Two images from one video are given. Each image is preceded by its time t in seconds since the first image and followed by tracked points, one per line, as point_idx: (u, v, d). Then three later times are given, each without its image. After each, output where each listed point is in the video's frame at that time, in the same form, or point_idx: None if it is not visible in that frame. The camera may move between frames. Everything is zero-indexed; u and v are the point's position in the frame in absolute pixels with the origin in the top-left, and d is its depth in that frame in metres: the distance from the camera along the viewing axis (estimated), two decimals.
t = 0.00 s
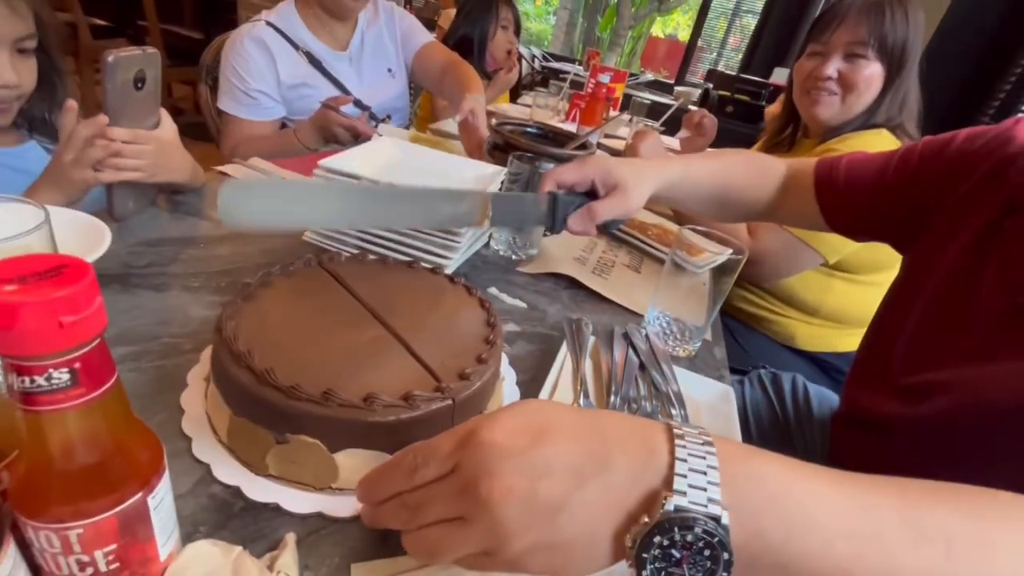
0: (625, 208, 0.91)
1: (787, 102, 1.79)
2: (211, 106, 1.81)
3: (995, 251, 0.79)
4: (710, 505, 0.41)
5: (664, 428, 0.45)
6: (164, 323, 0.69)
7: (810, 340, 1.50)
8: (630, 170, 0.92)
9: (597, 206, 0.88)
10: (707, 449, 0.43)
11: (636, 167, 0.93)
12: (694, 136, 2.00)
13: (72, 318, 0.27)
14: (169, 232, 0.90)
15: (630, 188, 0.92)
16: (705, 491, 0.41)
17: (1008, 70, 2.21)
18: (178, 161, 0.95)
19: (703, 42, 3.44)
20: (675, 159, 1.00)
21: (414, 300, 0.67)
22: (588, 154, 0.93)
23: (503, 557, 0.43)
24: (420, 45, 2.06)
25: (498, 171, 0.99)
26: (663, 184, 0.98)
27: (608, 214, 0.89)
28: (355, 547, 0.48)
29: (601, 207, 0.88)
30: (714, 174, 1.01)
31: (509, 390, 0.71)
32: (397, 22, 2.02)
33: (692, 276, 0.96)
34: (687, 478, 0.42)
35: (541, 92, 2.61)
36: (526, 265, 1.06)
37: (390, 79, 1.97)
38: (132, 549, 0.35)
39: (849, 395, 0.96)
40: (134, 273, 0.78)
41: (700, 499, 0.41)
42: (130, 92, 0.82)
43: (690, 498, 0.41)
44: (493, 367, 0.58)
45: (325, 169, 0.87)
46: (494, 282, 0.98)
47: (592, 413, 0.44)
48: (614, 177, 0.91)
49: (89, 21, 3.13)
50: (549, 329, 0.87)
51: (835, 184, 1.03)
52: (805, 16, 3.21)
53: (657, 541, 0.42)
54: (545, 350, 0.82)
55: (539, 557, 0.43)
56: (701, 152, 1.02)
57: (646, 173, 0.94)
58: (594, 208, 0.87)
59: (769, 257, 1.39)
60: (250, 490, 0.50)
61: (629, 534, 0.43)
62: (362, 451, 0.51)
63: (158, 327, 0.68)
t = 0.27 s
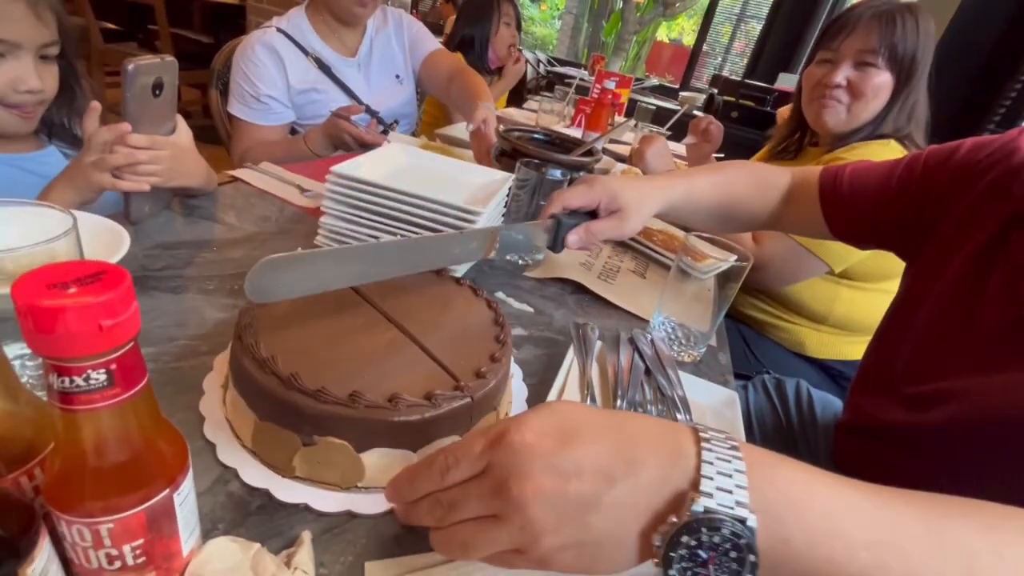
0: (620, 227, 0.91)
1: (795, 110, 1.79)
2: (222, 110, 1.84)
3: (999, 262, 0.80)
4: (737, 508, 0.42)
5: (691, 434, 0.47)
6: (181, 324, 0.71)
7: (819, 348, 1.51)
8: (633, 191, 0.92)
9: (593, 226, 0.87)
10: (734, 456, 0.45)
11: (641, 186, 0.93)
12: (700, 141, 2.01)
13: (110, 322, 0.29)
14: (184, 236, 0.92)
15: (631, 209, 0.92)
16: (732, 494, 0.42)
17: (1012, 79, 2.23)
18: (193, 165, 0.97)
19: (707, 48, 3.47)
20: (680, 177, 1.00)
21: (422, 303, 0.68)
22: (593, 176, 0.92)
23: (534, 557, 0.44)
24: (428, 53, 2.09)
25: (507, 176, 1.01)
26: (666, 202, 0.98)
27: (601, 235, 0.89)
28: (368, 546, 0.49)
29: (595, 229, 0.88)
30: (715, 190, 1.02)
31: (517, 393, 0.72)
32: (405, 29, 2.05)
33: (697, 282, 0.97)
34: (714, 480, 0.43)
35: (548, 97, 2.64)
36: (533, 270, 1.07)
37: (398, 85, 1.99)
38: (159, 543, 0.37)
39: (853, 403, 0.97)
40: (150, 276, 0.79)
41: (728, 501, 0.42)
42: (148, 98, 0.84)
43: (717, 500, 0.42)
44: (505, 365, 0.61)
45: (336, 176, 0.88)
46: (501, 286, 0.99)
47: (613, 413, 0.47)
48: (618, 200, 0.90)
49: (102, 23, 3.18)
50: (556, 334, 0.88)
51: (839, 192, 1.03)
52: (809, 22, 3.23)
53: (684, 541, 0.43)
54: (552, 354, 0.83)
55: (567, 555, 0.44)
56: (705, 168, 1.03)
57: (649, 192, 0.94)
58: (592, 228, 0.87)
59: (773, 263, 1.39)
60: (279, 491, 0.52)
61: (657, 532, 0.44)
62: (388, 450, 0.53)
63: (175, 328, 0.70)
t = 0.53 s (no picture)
0: (638, 235, 0.92)
1: (804, 116, 1.79)
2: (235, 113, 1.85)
3: None
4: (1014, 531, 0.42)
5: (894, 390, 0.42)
6: (204, 329, 0.72)
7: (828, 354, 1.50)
8: (652, 198, 0.93)
9: (611, 233, 0.88)
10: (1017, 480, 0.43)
11: (660, 194, 0.94)
12: (707, 146, 2.00)
13: (162, 334, 0.29)
14: (204, 240, 0.93)
15: (651, 217, 0.93)
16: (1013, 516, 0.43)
17: None
18: (212, 170, 0.99)
19: (715, 51, 3.46)
20: (699, 184, 1.00)
21: (441, 308, 0.68)
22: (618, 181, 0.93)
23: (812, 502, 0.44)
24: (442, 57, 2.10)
25: (522, 182, 1.01)
26: (686, 208, 0.98)
27: (620, 242, 0.90)
28: (394, 552, 0.50)
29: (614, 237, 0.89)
30: (733, 196, 1.02)
31: (536, 401, 0.72)
32: (418, 33, 2.06)
33: (712, 289, 0.97)
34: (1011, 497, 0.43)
35: (557, 100, 2.64)
36: (547, 275, 1.07)
37: (409, 89, 2.00)
38: (197, 549, 0.37)
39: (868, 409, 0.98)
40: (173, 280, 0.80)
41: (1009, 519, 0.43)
42: (171, 104, 0.85)
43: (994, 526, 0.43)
44: (527, 373, 0.62)
45: (356, 182, 0.89)
46: (516, 292, 1.00)
47: (889, 356, 0.43)
48: (639, 209, 0.91)
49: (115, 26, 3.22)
50: (572, 340, 0.89)
51: (858, 197, 1.02)
52: (818, 25, 3.22)
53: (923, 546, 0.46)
54: (569, 361, 0.83)
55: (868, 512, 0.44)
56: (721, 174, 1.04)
57: (669, 200, 0.95)
58: (611, 235, 0.88)
59: (784, 270, 1.39)
60: (306, 497, 0.52)
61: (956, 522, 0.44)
62: (414, 456, 0.54)
63: (199, 333, 0.71)
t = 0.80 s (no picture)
0: (658, 257, 0.94)
1: (812, 117, 1.79)
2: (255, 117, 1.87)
3: None
4: None
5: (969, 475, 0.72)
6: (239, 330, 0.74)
7: (827, 356, 1.51)
8: (676, 223, 0.93)
9: (631, 253, 0.91)
10: None
11: (683, 217, 0.94)
12: (720, 151, 2.00)
13: (239, 341, 0.31)
14: (234, 243, 0.95)
15: (673, 243, 0.93)
16: None
17: None
18: (242, 174, 1.01)
19: (724, 54, 3.47)
20: (722, 206, 1.00)
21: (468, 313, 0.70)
22: (649, 204, 0.93)
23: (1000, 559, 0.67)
24: (458, 67, 2.14)
25: (543, 188, 1.03)
26: (708, 231, 0.99)
27: (637, 263, 0.92)
28: (432, 550, 0.52)
29: (634, 254, 0.91)
30: (751, 215, 1.02)
31: (561, 405, 0.73)
32: (434, 39, 2.09)
33: (731, 295, 0.99)
34: None
35: (568, 104, 2.65)
36: (566, 280, 1.09)
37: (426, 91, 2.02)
38: (256, 543, 0.39)
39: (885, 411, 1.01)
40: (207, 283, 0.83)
41: None
42: (205, 111, 0.87)
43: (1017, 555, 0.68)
44: (556, 377, 0.63)
45: (384, 189, 0.91)
46: (537, 296, 1.02)
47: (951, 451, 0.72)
48: (663, 237, 0.92)
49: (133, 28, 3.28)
50: (593, 344, 0.90)
51: (873, 204, 1.03)
52: (828, 29, 3.22)
53: None
54: (591, 365, 0.85)
55: None
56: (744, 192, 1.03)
57: (692, 226, 0.95)
58: (630, 255, 0.90)
59: (799, 277, 1.39)
60: (346, 496, 0.54)
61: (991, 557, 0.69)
62: (449, 457, 0.55)
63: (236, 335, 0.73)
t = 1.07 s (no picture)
0: (673, 250, 0.93)
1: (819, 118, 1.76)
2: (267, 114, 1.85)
3: None
4: None
5: None
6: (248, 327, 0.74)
7: (836, 357, 1.48)
8: (692, 216, 0.92)
9: (647, 246, 0.90)
10: None
11: (698, 211, 0.93)
12: (729, 150, 1.99)
13: (250, 340, 0.31)
14: (244, 240, 0.95)
15: (687, 234, 0.93)
16: None
17: None
18: (251, 171, 1.01)
19: (733, 53, 3.43)
20: (734, 202, 0.99)
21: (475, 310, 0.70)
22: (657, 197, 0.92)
23: None
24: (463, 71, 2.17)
25: (553, 187, 1.02)
26: (722, 226, 0.98)
27: (652, 257, 0.92)
28: (440, 552, 0.52)
29: (647, 251, 0.90)
30: (762, 215, 1.01)
31: (570, 407, 0.72)
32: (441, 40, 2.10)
33: (742, 297, 0.98)
34: None
35: (577, 103, 2.63)
36: (575, 280, 1.08)
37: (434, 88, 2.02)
38: (265, 544, 0.39)
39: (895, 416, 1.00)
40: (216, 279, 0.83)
41: None
42: (215, 107, 0.87)
43: None
44: (566, 379, 0.63)
45: (394, 186, 0.90)
46: (546, 295, 1.01)
47: None
48: (676, 227, 0.91)
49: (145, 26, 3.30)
50: (603, 345, 0.89)
51: (886, 205, 1.01)
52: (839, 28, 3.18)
53: None
54: (601, 366, 0.84)
55: None
56: (759, 189, 1.01)
57: (707, 218, 0.94)
58: (644, 250, 0.90)
59: (811, 279, 1.37)
60: (355, 496, 0.54)
61: None
62: (458, 458, 0.55)
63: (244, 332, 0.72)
